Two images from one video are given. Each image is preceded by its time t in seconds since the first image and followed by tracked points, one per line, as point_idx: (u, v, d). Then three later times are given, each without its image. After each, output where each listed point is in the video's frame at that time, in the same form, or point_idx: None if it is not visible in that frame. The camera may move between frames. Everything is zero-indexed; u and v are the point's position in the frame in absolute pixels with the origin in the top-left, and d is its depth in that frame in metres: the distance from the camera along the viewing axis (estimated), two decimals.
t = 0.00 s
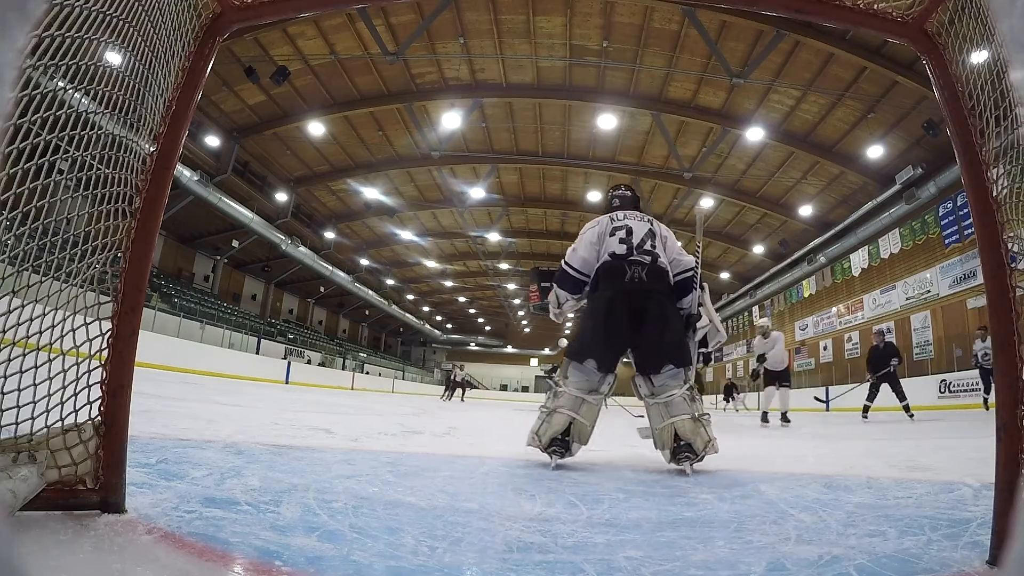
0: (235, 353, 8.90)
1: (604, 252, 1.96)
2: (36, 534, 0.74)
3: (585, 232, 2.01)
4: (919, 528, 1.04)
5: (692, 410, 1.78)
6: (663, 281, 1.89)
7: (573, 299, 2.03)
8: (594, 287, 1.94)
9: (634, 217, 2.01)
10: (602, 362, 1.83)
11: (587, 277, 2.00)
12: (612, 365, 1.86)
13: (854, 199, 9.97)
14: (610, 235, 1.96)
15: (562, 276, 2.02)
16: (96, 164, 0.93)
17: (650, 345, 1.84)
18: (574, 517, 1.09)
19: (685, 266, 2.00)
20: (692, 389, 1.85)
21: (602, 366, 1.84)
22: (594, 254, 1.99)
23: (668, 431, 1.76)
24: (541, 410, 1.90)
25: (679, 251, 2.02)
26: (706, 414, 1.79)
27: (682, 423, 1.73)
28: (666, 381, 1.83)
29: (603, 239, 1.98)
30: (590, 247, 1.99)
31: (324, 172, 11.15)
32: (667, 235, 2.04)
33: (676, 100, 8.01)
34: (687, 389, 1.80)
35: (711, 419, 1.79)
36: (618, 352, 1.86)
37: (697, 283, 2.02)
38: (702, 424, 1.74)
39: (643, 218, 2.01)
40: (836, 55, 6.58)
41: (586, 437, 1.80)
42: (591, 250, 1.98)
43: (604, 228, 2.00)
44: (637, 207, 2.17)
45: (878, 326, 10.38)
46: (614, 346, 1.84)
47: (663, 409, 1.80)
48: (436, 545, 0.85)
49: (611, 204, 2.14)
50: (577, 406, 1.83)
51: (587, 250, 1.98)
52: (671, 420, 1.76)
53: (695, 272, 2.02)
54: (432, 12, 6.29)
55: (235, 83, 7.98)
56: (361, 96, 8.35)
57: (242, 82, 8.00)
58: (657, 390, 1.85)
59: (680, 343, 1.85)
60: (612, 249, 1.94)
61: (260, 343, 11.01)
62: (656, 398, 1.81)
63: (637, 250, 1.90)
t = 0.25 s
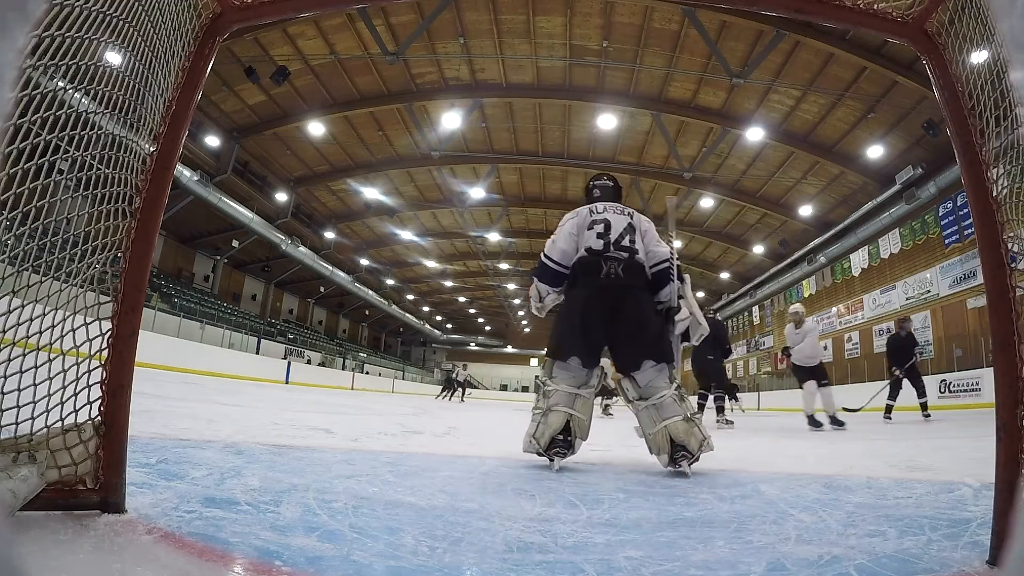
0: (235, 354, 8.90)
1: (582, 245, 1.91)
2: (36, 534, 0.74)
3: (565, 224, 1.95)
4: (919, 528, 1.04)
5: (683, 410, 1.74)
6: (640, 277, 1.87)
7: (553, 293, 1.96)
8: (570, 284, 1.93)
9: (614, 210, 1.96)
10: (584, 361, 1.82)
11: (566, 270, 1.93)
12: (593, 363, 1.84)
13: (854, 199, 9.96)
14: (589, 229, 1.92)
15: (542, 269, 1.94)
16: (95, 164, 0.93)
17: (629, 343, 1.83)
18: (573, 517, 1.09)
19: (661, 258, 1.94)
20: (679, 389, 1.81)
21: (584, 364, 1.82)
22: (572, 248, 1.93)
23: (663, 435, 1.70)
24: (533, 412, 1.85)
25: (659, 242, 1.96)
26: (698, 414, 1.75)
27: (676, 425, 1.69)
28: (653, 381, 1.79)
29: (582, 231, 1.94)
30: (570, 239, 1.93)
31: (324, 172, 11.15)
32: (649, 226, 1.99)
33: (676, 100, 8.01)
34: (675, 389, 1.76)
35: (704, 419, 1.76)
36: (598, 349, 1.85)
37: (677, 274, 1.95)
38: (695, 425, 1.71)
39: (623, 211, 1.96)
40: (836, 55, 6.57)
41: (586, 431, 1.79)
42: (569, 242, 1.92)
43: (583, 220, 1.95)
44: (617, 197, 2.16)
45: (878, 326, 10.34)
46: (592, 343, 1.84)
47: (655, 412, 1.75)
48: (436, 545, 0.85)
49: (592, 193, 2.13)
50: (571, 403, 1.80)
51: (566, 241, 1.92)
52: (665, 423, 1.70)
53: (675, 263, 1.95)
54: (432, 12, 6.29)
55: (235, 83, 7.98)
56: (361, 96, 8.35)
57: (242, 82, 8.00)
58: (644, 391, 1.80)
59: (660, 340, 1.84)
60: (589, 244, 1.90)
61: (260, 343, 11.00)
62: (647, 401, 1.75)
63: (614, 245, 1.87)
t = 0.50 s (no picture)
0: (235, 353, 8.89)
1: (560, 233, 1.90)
2: (36, 534, 0.74)
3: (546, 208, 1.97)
4: (919, 527, 1.04)
5: (652, 408, 1.73)
6: (619, 266, 1.84)
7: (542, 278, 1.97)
8: (551, 275, 1.90)
9: (594, 195, 1.92)
10: (575, 351, 1.81)
11: (547, 252, 1.94)
12: (584, 353, 1.82)
13: (854, 199, 9.96)
14: (567, 215, 1.90)
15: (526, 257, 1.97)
16: (95, 164, 0.93)
17: (612, 332, 1.80)
18: (573, 517, 1.09)
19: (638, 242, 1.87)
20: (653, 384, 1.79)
21: (575, 352, 1.81)
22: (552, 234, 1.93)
23: (625, 430, 1.73)
24: (529, 414, 1.83)
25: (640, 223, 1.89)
26: (666, 412, 1.74)
27: (638, 423, 1.70)
28: (626, 375, 1.78)
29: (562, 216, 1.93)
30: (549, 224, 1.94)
31: (324, 172, 11.16)
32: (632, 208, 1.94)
33: (676, 100, 8.02)
34: (646, 385, 1.74)
35: (672, 417, 1.75)
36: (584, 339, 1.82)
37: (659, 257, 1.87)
38: (660, 424, 1.71)
39: (603, 195, 1.92)
40: (836, 55, 6.58)
41: (583, 429, 1.76)
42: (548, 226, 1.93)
43: (562, 206, 1.93)
44: (605, 179, 2.08)
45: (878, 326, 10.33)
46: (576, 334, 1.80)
47: (622, 405, 1.76)
48: (436, 545, 0.85)
49: (578, 177, 2.09)
50: (565, 402, 1.77)
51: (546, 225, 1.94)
52: (628, 419, 1.71)
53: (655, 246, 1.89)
54: (432, 12, 6.29)
55: (235, 83, 7.98)
56: (361, 96, 8.35)
57: (242, 82, 8.00)
58: (615, 381, 1.79)
59: (640, 329, 1.83)
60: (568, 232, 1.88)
61: (260, 343, 11.00)
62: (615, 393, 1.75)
63: (592, 235, 1.84)
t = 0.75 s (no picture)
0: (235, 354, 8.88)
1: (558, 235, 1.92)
2: (36, 534, 0.74)
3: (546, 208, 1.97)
4: (919, 527, 1.04)
5: (638, 411, 1.76)
6: (617, 269, 1.83)
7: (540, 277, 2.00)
8: (549, 274, 1.91)
9: (592, 195, 1.92)
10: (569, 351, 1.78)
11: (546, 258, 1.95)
12: (580, 354, 1.80)
13: (854, 199, 9.96)
14: (565, 216, 1.90)
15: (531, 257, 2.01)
16: (95, 164, 0.93)
17: (606, 334, 1.78)
18: (574, 517, 1.09)
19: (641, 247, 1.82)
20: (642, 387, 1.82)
21: (572, 352, 1.79)
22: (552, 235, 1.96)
23: (611, 429, 1.74)
24: (527, 415, 1.84)
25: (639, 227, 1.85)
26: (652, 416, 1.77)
27: (625, 423, 1.71)
28: (616, 376, 1.79)
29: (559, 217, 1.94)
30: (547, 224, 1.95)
31: (324, 172, 11.16)
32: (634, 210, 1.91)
33: (676, 101, 8.02)
34: (635, 388, 1.77)
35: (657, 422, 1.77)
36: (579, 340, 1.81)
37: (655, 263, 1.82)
38: (645, 427, 1.72)
39: (602, 195, 1.91)
40: (836, 55, 6.58)
41: (580, 429, 1.76)
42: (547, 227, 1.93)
43: (561, 206, 1.94)
44: (605, 174, 2.08)
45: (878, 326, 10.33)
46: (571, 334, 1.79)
47: (610, 404, 1.78)
48: (436, 545, 0.85)
49: (578, 173, 2.09)
50: (562, 401, 1.77)
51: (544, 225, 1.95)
52: (615, 418, 1.73)
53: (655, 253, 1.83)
54: (432, 12, 6.29)
55: (234, 83, 7.98)
56: (361, 96, 8.35)
57: (242, 82, 8.00)
58: (604, 381, 1.81)
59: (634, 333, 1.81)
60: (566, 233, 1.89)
61: (260, 343, 10.99)
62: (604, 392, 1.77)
63: (590, 237, 1.84)
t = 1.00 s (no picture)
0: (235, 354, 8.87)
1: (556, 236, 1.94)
2: (36, 534, 0.74)
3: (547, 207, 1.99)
4: (919, 528, 1.04)
5: (644, 412, 1.77)
6: (618, 268, 1.82)
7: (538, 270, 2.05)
8: (549, 274, 1.92)
9: (594, 192, 1.91)
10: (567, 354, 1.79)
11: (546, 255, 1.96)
12: (579, 354, 1.80)
13: (854, 199, 9.95)
14: (567, 213, 1.90)
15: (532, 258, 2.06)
16: (95, 164, 0.93)
17: (603, 337, 1.76)
18: (574, 517, 1.09)
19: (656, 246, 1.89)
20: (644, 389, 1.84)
21: (569, 355, 1.79)
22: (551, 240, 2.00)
23: (619, 428, 1.72)
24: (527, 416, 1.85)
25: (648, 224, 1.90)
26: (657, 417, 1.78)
27: (635, 424, 1.72)
28: (622, 378, 1.78)
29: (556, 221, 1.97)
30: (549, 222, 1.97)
31: (324, 172, 11.16)
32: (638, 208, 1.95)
33: (676, 101, 8.02)
34: (641, 388, 1.78)
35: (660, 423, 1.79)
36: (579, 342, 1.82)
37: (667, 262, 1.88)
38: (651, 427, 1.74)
39: (603, 192, 1.91)
40: (836, 55, 6.58)
41: (571, 428, 1.75)
42: (546, 226, 1.95)
43: (563, 204, 1.94)
44: (606, 174, 2.09)
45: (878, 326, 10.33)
46: (568, 336, 1.80)
47: (616, 404, 1.77)
48: (436, 545, 0.85)
49: (579, 173, 2.09)
50: (554, 402, 1.79)
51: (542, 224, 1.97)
52: (624, 419, 1.73)
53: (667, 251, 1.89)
54: (432, 12, 6.29)
55: (234, 83, 7.98)
56: (361, 96, 8.35)
57: (242, 82, 8.00)
58: (609, 382, 1.79)
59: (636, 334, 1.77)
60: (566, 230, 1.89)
61: (260, 343, 10.99)
62: (610, 392, 1.76)
63: (588, 233, 1.83)
